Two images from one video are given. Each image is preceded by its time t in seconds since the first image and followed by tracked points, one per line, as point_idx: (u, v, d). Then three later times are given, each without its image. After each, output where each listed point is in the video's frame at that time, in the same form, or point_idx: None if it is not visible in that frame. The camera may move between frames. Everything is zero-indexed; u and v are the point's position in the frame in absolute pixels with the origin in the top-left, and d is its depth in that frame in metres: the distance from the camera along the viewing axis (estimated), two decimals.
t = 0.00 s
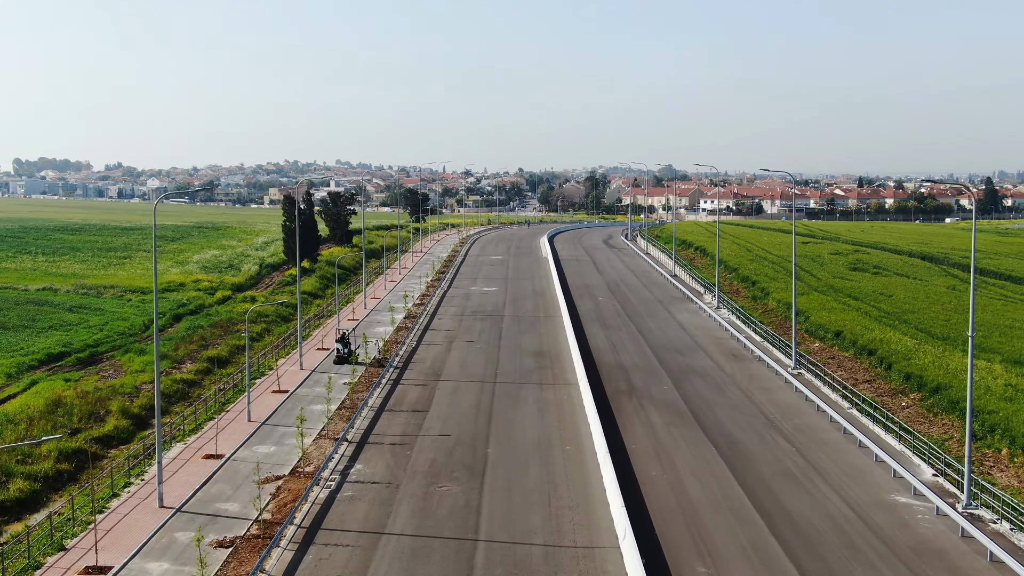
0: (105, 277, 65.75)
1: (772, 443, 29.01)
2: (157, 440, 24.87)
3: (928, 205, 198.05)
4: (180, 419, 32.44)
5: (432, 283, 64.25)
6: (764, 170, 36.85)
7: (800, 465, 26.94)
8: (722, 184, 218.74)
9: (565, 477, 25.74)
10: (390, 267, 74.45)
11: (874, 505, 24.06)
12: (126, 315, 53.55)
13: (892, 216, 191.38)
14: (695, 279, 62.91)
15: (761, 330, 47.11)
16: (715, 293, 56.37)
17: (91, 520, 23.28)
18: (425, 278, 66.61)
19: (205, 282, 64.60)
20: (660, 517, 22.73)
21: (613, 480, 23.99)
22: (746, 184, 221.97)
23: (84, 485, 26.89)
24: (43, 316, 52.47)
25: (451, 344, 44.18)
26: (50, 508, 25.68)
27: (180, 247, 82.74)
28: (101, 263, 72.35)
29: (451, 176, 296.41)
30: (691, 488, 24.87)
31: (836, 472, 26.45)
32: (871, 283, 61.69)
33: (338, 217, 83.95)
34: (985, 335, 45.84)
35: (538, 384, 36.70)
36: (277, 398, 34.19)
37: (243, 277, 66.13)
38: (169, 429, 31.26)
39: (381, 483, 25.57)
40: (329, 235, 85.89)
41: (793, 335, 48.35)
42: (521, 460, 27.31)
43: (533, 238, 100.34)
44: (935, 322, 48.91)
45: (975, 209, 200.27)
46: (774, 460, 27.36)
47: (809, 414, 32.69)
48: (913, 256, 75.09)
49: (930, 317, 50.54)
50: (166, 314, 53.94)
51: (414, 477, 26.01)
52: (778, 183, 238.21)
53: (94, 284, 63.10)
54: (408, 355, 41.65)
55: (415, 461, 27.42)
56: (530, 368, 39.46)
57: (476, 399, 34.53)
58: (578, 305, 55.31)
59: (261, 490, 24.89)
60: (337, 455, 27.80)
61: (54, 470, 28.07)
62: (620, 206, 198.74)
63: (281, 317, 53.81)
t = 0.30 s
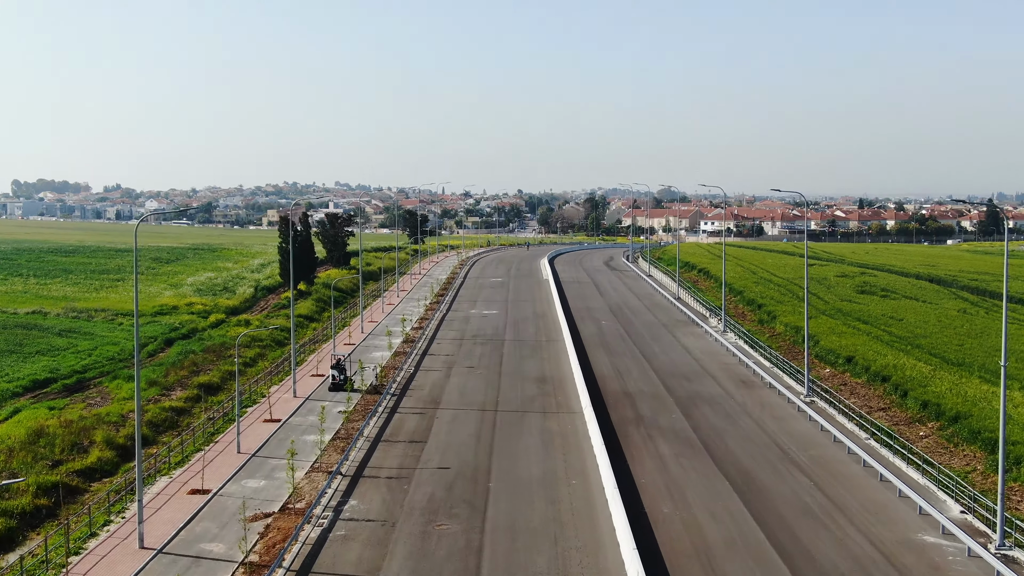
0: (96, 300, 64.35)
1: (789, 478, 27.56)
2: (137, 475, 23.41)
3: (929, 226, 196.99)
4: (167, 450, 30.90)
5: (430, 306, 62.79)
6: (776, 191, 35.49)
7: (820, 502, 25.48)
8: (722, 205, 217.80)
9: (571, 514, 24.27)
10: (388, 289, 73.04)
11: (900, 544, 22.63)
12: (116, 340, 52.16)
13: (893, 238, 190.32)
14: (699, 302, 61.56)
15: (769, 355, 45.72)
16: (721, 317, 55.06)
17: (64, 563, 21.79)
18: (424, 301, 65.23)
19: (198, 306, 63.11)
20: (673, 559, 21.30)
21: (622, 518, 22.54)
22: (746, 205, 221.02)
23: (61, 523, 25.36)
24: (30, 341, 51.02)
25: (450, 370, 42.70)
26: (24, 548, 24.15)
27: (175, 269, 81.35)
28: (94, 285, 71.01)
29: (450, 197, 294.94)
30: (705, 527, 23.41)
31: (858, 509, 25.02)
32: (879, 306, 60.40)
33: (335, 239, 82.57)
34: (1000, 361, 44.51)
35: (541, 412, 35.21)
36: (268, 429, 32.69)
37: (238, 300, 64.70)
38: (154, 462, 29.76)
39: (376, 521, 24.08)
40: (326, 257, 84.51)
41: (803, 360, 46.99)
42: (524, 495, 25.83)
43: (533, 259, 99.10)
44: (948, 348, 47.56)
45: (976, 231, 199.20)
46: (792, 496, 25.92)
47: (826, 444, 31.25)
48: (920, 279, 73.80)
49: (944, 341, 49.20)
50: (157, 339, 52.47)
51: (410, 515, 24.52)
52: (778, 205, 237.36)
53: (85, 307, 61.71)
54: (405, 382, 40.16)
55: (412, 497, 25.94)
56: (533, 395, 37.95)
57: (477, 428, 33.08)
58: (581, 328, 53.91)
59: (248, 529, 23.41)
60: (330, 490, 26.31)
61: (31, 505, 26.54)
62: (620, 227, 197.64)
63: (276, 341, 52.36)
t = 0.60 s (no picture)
0: (87, 324, 62.87)
1: (808, 512, 26.09)
2: (115, 511, 21.95)
3: (931, 248, 196.04)
4: (151, 483, 29.44)
5: (429, 329, 61.40)
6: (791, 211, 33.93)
7: (842, 540, 24.00)
8: (723, 228, 216.44)
9: (579, 554, 22.78)
10: (387, 311, 71.71)
11: None
12: (106, 364, 50.78)
13: (895, 260, 188.75)
14: (704, 325, 60.20)
15: (780, 380, 44.29)
16: (728, 340, 53.57)
17: None
18: (423, 324, 63.82)
19: (192, 329, 61.68)
20: None
21: (633, 558, 21.07)
22: (747, 227, 219.65)
23: (35, 563, 23.86)
24: (18, 365, 49.64)
25: (450, 396, 41.29)
26: None
27: (169, 292, 80.02)
28: (85, 308, 69.56)
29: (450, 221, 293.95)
30: (722, 567, 21.92)
31: (884, 548, 23.53)
32: (888, 330, 59.09)
33: (332, 260, 81.02)
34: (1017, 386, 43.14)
35: (545, 442, 33.75)
36: (258, 460, 31.22)
37: (232, 323, 63.34)
38: (137, 496, 28.29)
39: (371, 561, 22.60)
40: (323, 278, 82.93)
41: (813, 387, 45.46)
42: (528, 532, 24.35)
43: (534, 282, 97.64)
44: (962, 373, 46.20)
45: (979, 253, 197.54)
46: (814, 533, 24.43)
47: (844, 476, 29.79)
48: (928, 301, 72.55)
49: (957, 366, 47.86)
50: (148, 363, 51.07)
51: (407, 554, 23.05)
52: (779, 226, 236.53)
53: (76, 331, 60.30)
54: (403, 409, 38.72)
55: (410, 534, 24.46)
56: (536, 423, 36.51)
57: (478, 459, 31.59)
58: (583, 352, 52.55)
59: (234, 570, 21.92)
60: (322, 527, 24.82)
61: (6, 543, 25.06)
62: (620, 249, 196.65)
63: (271, 365, 50.94)
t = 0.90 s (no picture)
0: (77, 348, 61.35)
1: (830, 549, 24.62)
2: (91, 549, 20.48)
3: (933, 270, 194.79)
4: (135, 518, 27.92)
5: (428, 353, 59.91)
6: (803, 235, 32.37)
7: None
8: (723, 249, 215.12)
9: None
10: (384, 334, 70.24)
11: None
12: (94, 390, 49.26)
13: (897, 281, 187.24)
14: (710, 349, 58.77)
15: (791, 406, 42.86)
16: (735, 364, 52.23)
17: None
18: (421, 347, 62.33)
19: (185, 353, 60.16)
20: None
21: None
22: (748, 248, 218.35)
23: None
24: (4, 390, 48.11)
25: (450, 423, 39.78)
26: None
27: (163, 315, 78.51)
28: (76, 331, 68.06)
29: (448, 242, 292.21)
30: None
31: None
32: (899, 353, 57.71)
33: (330, 282, 79.82)
34: None
35: (549, 472, 32.25)
36: (249, 492, 29.72)
37: (227, 347, 61.85)
38: (120, 531, 26.76)
39: None
40: (321, 299, 81.69)
41: (824, 412, 44.10)
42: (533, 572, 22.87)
43: (534, 304, 96.24)
44: (978, 398, 44.82)
45: (981, 274, 196.00)
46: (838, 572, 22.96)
47: (865, 509, 28.33)
48: (937, 324, 71.21)
49: (972, 391, 46.49)
50: (138, 389, 49.55)
51: None
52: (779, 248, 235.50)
53: (65, 355, 58.74)
54: (401, 437, 37.22)
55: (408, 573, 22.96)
56: (540, 452, 34.99)
57: (479, 491, 30.10)
58: (586, 376, 51.08)
59: None
60: (315, 567, 23.31)
61: None
62: (620, 270, 195.42)
63: (265, 390, 49.42)
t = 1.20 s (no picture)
0: (66, 372, 59.78)
1: None
2: None
3: (936, 292, 193.44)
4: (117, 554, 26.39)
5: (427, 377, 58.39)
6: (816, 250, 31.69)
7: None
8: (724, 271, 213.71)
9: None
10: (383, 358, 68.73)
11: None
12: (82, 416, 47.77)
13: (899, 303, 185.69)
14: (716, 374, 57.27)
15: (803, 434, 41.35)
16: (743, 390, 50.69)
17: None
18: (420, 372, 60.77)
19: (177, 377, 58.65)
20: None
21: None
22: (748, 270, 217.15)
23: None
24: None
25: (449, 451, 38.26)
26: None
27: (157, 338, 77.08)
28: (68, 355, 66.56)
29: (448, 265, 290.98)
30: None
31: None
32: (910, 377, 56.24)
33: (328, 304, 78.47)
34: None
35: (554, 503, 30.78)
36: (237, 526, 28.21)
37: (221, 371, 60.35)
38: (100, 568, 25.27)
39: None
40: (319, 322, 80.26)
41: (837, 439, 42.60)
42: None
43: (535, 326, 94.90)
44: (996, 424, 43.33)
45: (984, 296, 194.38)
46: None
47: (890, 544, 26.80)
48: (947, 347, 69.77)
49: (989, 417, 45.01)
50: (129, 414, 48.04)
51: None
52: (781, 270, 234.22)
53: (54, 379, 57.23)
54: (398, 466, 35.72)
55: None
56: (544, 483, 33.51)
57: (480, 524, 28.63)
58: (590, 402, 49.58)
59: None
60: None
61: None
62: (620, 292, 194.25)
63: (259, 417, 47.90)
